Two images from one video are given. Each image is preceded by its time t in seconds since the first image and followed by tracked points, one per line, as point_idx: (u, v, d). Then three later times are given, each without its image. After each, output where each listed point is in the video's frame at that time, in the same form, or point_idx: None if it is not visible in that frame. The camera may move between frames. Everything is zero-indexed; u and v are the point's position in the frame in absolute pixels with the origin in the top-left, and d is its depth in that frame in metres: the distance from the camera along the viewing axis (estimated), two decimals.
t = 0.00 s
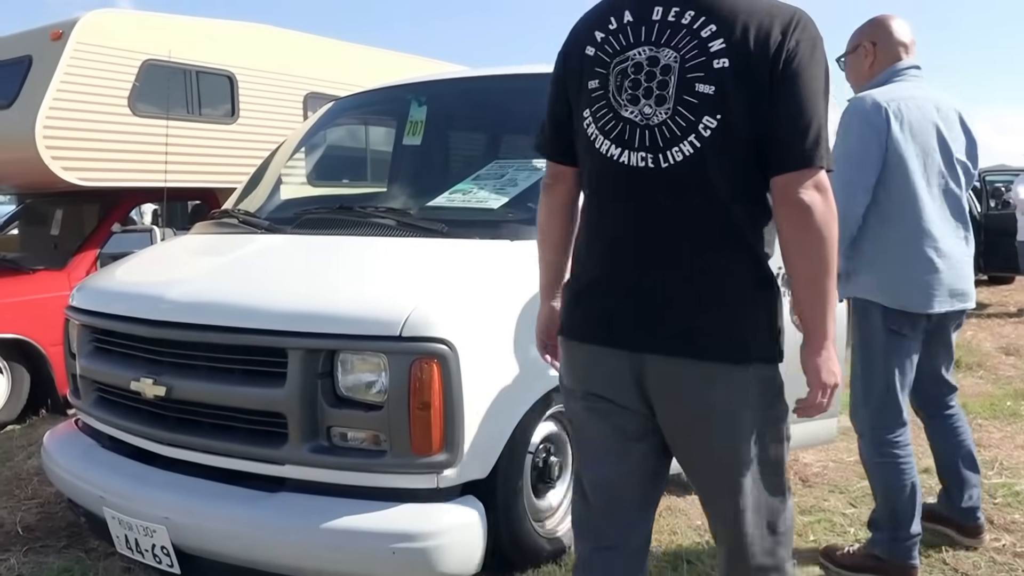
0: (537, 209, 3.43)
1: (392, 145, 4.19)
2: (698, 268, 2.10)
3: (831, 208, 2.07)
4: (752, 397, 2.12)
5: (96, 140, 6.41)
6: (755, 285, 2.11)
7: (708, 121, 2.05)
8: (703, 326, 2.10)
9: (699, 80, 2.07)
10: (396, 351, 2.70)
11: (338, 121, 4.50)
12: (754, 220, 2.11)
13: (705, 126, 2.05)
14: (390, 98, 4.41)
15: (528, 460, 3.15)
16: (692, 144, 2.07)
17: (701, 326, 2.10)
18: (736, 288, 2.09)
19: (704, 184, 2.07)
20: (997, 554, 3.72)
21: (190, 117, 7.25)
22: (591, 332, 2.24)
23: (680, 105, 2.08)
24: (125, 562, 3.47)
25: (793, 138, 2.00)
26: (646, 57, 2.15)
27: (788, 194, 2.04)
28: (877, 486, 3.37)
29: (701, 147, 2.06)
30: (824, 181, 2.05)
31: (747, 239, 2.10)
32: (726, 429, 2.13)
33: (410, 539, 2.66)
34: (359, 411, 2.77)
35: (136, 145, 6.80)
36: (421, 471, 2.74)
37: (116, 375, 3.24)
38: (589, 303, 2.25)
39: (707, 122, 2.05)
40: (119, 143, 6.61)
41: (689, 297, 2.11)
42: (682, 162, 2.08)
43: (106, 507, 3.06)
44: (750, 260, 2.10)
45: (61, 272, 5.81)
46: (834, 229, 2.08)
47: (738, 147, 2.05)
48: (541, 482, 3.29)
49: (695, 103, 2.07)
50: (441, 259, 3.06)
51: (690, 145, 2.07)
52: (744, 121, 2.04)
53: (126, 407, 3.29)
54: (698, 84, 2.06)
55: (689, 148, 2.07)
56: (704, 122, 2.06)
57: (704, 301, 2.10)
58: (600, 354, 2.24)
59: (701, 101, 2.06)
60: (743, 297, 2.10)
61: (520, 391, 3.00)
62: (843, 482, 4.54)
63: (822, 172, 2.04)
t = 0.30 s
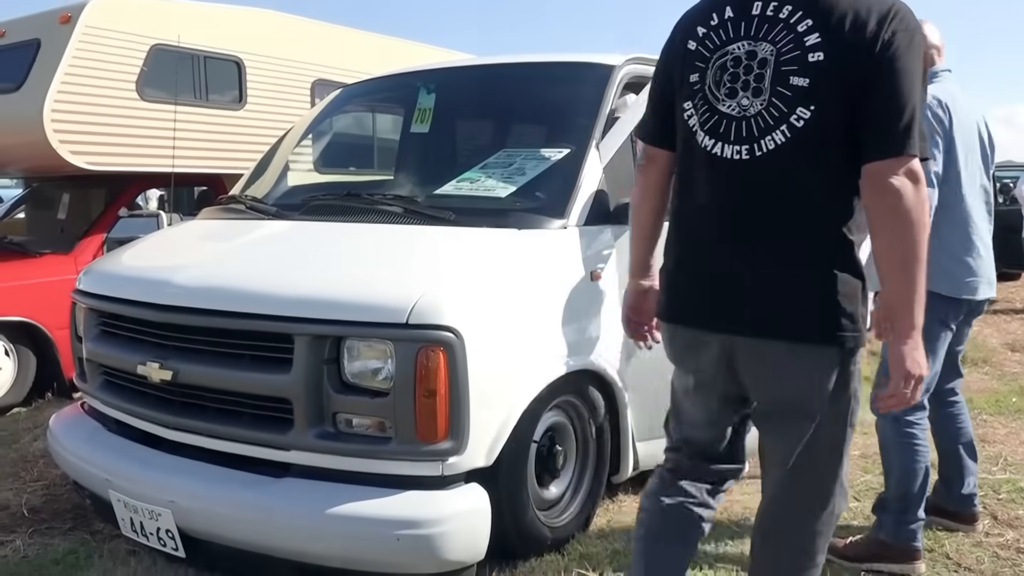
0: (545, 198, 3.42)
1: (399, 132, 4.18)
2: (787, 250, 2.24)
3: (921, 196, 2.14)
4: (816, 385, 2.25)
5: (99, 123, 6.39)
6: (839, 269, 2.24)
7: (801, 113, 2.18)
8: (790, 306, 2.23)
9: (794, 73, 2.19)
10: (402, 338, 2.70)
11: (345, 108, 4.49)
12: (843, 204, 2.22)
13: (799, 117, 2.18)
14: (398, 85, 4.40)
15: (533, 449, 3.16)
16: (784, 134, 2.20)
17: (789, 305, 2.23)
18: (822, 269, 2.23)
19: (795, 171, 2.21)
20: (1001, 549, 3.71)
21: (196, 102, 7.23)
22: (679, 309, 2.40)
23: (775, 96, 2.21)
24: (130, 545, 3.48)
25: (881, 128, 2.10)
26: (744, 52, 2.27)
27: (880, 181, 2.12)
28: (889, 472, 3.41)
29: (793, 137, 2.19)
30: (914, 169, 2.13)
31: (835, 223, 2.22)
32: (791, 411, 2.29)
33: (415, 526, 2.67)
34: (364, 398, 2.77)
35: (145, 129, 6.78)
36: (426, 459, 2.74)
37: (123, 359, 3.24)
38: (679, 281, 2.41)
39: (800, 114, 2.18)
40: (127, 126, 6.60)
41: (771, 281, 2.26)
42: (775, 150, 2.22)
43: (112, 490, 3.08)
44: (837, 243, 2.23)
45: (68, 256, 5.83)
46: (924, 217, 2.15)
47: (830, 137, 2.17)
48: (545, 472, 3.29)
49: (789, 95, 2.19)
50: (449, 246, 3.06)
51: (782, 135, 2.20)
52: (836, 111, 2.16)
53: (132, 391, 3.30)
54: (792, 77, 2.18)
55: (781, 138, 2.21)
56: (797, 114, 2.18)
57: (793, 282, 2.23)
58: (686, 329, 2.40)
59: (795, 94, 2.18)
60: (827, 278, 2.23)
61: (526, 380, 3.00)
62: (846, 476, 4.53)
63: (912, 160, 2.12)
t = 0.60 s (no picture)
0: (552, 181, 3.41)
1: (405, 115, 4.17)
2: (837, 235, 2.25)
3: (1003, 179, 2.08)
4: (848, 367, 2.27)
5: (104, 99, 6.35)
6: (891, 256, 2.23)
7: (850, 99, 2.18)
8: (834, 290, 2.25)
9: (845, 62, 2.20)
10: (407, 319, 2.71)
11: (351, 90, 4.48)
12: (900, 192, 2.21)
13: (846, 104, 2.19)
14: (405, 67, 4.38)
15: (536, 432, 3.18)
16: (831, 119, 2.22)
17: (833, 289, 2.25)
18: (871, 256, 2.23)
19: (845, 157, 2.21)
20: (1001, 537, 3.71)
21: (205, 82, 7.18)
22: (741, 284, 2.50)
23: (827, 84, 2.24)
24: (135, 522, 3.51)
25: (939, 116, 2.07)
26: (807, 43, 2.31)
27: (959, 173, 2.08)
28: (944, 450, 3.52)
29: (841, 123, 2.20)
30: (992, 156, 2.07)
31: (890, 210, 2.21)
32: (823, 393, 2.32)
33: (418, 505, 2.69)
34: (369, 378, 2.79)
35: (150, 109, 6.77)
36: (430, 439, 2.76)
37: (128, 337, 3.25)
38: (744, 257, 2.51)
39: (847, 101, 2.19)
40: (133, 103, 6.59)
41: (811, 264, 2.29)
42: (823, 135, 2.24)
43: (117, 466, 3.09)
44: (891, 231, 2.22)
45: (72, 235, 5.84)
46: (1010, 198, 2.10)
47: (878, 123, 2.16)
48: (548, 454, 3.32)
49: (838, 83, 2.21)
50: (455, 228, 3.06)
51: (829, 120, 2.22)
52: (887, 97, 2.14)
53: (137, 369, 3.31)
54: (843, 65, 2.20)
55: (827, 124, 2.23)
56: (844, 100, 2.20)
57: (842, 266, 2.24)
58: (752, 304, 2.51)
59: (844, 81, 2.20)
60: (875, 264, 2.23)
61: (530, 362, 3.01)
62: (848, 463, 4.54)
63: (987, 148, 2.07)
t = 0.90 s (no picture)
0: (560, 164, 3.41)
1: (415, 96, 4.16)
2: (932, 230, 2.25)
3: None
4: (931, 354, 2.27)
5: (110, 78, 6.33)
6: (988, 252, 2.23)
7: (950, 98, 2.19)
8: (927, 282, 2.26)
9: (945, 63, 2.21)
10: (416, 299, 2.72)
11: (360, 72, 4.47)
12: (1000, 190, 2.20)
13: (945, 102, 2.20)
14: (414, 49, 4.37)
15: (543, 413, 3.20)
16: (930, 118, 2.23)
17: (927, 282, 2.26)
18: (967, 251, 2.23)
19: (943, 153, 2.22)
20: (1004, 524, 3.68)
21: (210, 62, 7.10)
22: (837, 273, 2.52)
23: (927, 85, 2.25)
24: (144, 497, 3.54)
25: None
26: (910, 45, 2.32)
27: None
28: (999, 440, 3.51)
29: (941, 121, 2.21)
30: None
31: (986, 207, 2.21)
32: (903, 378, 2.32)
33: (425, 484, 2.71)
34: (377, 357, 2.80)
35: (159, 88, 6.75)
36: (437, 418, 2.78)
37: (138, 315, 3.27)
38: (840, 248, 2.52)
39: (946, 101, 2.20)
40: (142, 81, 6.58)
41: (907, 253, 2.30)
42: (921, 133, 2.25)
43: (127, 443, 3.12)
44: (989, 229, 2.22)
45: (81, 214, 5.88)
46: None
47: (979, 121, 2.17)
48: (554, 436, 3.34)
49: (938, 83, 2.22)
50: (463, 210, 3.06)
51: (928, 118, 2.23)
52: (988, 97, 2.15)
53: (146, 346, 3.33)
54: (943, 66, 2.21)
55: (926, 122, 2.24)
56: (943, 100, 2.21)
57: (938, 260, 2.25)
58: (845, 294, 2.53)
59: (944, 82, 2.21)
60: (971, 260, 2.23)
61: (536, 344, 3.03)
62: (853, 449, 4.54)
63: None
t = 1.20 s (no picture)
0: (554, 151, 3.41)
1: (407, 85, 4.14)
2: None
3: None
4: None
5: (101, 69, 6.27)
6: None
7: None
8: None
9: None
10: (412, 288, 2.73)
11: (352, 61, 4.46)
12: None
13: None
14: (406, 38, 4.36)
15: (539, 400, 3.21)
16: None
17: None
18: None
19: None
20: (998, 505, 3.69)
21: (201, 53, 7.06)
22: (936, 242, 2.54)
23: None
24: (142, 489, 3.55)
25: None
26: (1008, 16, 2.35)
27: None
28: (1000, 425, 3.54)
29: None
30: None
31: None
32: None
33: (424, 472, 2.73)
34: (373, 347, 2.81)
35: (150, 79, 6.72)
36: (434, 407, 2.79)
37: (133, 307, 3.27)
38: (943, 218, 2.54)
39: None
40: (133, 73, 6.54)
41: None
42: None
43: (125, 435, 3.12)
44: None
45: (74, 208, 5.88)
46: None
47: None
48: (550, 423, 3.36)
49: None
50: (458, 199, 3.06)
51: None
52: None
53: (142, 339, 3.33)
54: None
55: None
56: None
57: None
58: (940, 262, 2.55)
59: None
60: None
61: (532, 332, 3.04)
62: (847, 432, 4.57)
63: None
